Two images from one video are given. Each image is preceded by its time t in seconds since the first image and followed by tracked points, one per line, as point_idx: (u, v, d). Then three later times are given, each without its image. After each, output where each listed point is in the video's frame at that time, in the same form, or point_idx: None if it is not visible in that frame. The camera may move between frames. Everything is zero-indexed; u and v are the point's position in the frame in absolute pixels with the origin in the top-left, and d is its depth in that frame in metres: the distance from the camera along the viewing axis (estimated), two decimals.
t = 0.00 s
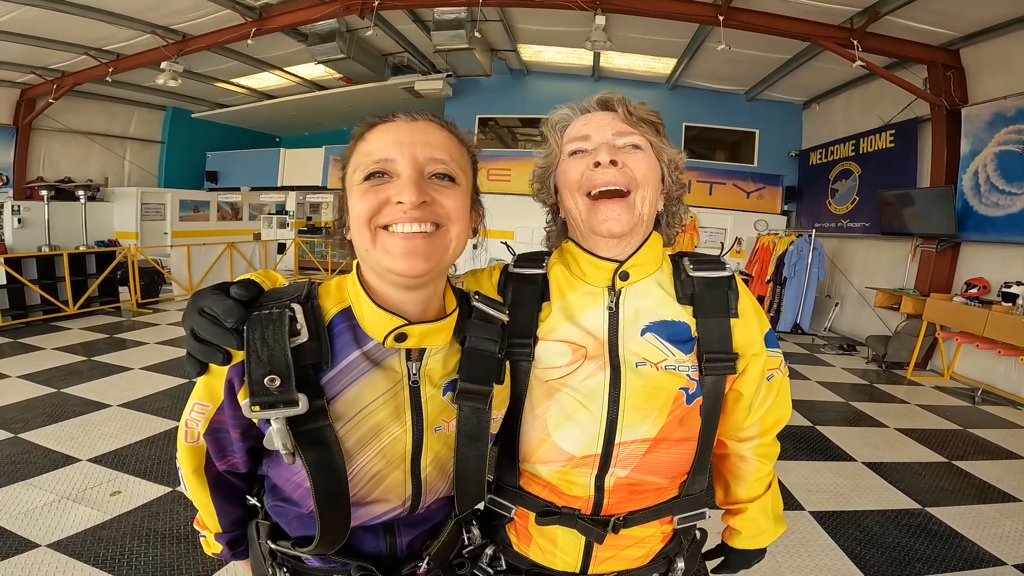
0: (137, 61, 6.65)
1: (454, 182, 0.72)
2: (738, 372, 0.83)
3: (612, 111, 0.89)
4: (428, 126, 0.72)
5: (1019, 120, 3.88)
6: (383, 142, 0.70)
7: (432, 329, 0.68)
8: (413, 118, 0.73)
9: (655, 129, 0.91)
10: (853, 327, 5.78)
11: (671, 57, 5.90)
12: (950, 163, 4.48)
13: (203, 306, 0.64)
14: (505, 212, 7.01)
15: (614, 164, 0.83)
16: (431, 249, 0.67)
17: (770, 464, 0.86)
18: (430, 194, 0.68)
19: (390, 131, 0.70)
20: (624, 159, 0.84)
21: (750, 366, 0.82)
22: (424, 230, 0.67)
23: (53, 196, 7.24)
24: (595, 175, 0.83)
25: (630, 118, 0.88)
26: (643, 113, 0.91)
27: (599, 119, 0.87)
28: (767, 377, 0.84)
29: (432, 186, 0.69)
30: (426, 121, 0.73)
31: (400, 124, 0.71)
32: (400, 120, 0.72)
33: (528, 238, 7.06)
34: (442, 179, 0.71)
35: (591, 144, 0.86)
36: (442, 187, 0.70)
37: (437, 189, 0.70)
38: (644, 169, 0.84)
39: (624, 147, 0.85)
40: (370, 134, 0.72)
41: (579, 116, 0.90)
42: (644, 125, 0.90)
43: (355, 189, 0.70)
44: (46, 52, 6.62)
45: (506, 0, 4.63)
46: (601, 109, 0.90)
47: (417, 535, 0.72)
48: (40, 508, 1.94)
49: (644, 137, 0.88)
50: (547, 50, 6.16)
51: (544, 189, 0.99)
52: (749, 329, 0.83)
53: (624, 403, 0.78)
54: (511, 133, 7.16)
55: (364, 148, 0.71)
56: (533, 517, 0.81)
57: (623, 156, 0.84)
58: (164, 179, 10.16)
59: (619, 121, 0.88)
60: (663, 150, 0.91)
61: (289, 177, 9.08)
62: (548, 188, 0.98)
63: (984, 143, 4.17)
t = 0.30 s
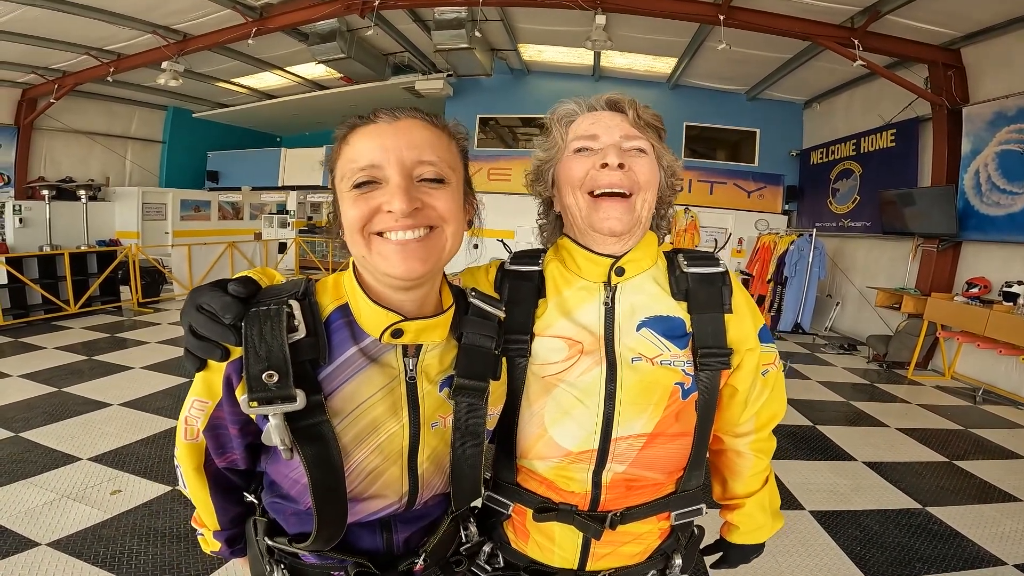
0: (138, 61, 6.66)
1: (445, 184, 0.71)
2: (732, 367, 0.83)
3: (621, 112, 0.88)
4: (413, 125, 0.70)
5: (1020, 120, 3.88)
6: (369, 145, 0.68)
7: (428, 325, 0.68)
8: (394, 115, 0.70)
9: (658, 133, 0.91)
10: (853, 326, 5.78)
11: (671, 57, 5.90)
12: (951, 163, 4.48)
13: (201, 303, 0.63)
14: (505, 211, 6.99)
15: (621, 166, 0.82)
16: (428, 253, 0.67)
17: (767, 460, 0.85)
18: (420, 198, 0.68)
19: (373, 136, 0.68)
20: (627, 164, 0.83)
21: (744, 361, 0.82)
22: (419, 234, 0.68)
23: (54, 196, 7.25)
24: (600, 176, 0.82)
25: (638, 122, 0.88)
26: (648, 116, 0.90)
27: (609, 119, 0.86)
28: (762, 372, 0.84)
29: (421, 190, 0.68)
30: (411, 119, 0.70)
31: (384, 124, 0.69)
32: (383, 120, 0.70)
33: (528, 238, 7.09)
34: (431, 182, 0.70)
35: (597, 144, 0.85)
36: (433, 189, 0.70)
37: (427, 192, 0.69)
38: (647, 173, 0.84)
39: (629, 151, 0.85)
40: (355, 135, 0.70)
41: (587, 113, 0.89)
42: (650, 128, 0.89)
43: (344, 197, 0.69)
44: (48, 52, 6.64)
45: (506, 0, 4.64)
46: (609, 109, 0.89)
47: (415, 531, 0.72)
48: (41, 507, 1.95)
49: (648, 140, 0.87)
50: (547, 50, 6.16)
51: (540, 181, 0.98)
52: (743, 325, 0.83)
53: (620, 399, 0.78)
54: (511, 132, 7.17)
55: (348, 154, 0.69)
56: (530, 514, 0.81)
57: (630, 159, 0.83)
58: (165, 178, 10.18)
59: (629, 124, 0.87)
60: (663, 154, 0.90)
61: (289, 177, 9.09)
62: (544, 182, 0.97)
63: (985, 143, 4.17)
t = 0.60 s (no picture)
0: (137, 61, 6.66)
1: (446, 181, 0.71)
2: (722, 365, 0.81)
3: (619, 115, 0.88)
4: (418, 124, 0.71)
5: (1019, 120, 3.88)
6: (374, 140, 0.69)
7: (424, 324, 0.68)
8: (402, 115, 0.71)
9: (657, 138, 0.90)
10: (853, 326, 5.77)
11: (671, 57, 5.90)
12: (951, 163, 4.48)
13: (198, 302, 0.63)
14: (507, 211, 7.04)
15: (611, 169, 0.82)
16: (425, 251, 0.67)
17: (758, 455, 0.83)
18: (422, 193, 0.68)
19: (380, 130, 0.69)
20: (620, 166, 0.82)
21: (732, 359, 0.81)
22: (417, 230, 0.67)
23: (54, 196, 7.26)
24: (591, 177, 0.82)
25: (636, 124, 0.87)
26: (649, 120, 0.90)
27: (605, 122, 0.86)
28: (751, 369, 0.82)
29: (424, 186, 0.69)
30: (417, 119, 0.72)
31: (391, 121, 0.70)
32: (391, 118, 0.71)
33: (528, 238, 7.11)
34: (433, 178, 0.70)
35: (593, 146, 0.85)
36: (434, 186, 0.70)
37: (429, 188, 0.69)
38: (640, 178, 0.83)
39: (623, 153, 0.84)
40: (361, 131, 0.71)
41: (587, 114, 0.89)
42: (647, 133, 0.88)
43: (346, 190, 0.69)
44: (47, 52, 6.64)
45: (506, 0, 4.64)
46: (608, 111, 0.89)
47: (411, 529, 0.72)
48: (40, 506, 1.95)
49: (644, 145, 0.87)
50: (547, 50, 6.16)
51: (536, 178, 0.98)
52: (732, 322, 0.81)
53: (612, 397, 0.77)
54: (511, 132, 7.19)
55: (354, 148, 0.70)
56: (525, 512, 0.80)
57: (622, 163, 0.83)
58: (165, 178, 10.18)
59: (625, 127, 0.86)
60: (659, 159, 0.90)
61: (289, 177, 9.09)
62: (539, 180, 0.97)
63: (985, 143, 4.17)
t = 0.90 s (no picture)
0: (136, 61, 6.66)
1: (444, 185, 0.72)
2: (713, 363, 0.81)
3: (601, 116, 0.88)
4: (415, 128, 0.71)
5: (1017, 120, 3.90)
6: (372, 145, 0.68)
7: (420, 322, 0.69)
8: (399, 118, 0.71)
9: (642, 137, 0.90)
10: (852, 326, 5.78)
11: (670, 56, 5.91)
12: (949, 163, 4.49)
13: (198, 302, 0.64)
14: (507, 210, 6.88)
15: (596, 170, 0.81)
16: (424, 253, 0.67)
17: (752, 452, 0.84)
18: (422, 197, 0.68)
19: (378, 135, 0.69)
20: (603, 168, 0.82)
21: (723, 358, 0.81)
22: (417, 233, 0.67)
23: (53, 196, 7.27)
24: (578, 180, 0.82)
25: (618, 124, 0.86)
26: (631, 119, 0.89)
27: (589, 124, 0.86)
28: (743, 367, 0.82)
29: (424, 190, 0.69)
30: (414, 122, 0.72)
31: (387, 126, 0.70)
32: (386, 123, 0.70)
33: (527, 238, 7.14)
34: (432, 184, 0.71)
35: (577, 148, 0.85)
36: (433, 191, 0.70)
37: (429, 193, 0.70)
38: (625, 177, 0.83)
39: (607, 154, 0.84)
40: (357, 135, 0.71)
41: (571, 117, 0.88)
42: (631, 133, 0.87)
43: (345, 194, 0.69)
44: (46, 51, 6.65)
45: None
46: (591, 112, 0.88)
47: (409, 526, 0.72)
48: (40, 506, 1.96)
49: (627, 145, 0.86)
50: (546, 49, 6.17)
51: (528, 184, 0.98)
52: (723, 321, 0.81)
53: (604, 395, 0.77)
54: (510, 132, 7.20)
55: (352, 152, 0.70)
56: (521, 509, 0.80)
57: (607, 163, 0.82)
58: (165, 178, 10.18)
59: (607, 127, 0.85)
60: (645, 158, 0.89)
61: (289, 177, 9.09)
62: (531, 185, 0.97)
63: (983, 142, 4.18)
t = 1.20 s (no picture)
0: (137, 61, 6.67)
1: (455, 194, 0.73)
2: (708, 359, 0.83)
3: (606, 126, 0.89)
4: (429, 139, 0.72)
5: (1014, 120, 3.93)
6: (388, 153, 0.70)
7: (431, 322, 0.71)
8: (414, 129, 0.72)
9: (644, 148, 0.90)
10: (850, 325, 5.81)
11: (669, 57, 5.94)
12: (946, 162, 4.52)
13: (224, 303, 0.67)
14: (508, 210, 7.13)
15: (600, 182, 0.82)
16: (441, 257, 0.69)
17: (746, 446, 0.86)
18: (439, 206, 0.70)
19: (395, 145, 0.70)
20: (607, 179, 0.83)
21: (718, 355, 0.83)
22: (434, 239, 0.69)
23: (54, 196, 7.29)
24: (582, 190, 0.83)
25: (623, 136, 0.88)
26: (635, 130, 0.90)
27: (594, 135, 0.87)
28: (737, 364, 0.84)
29: (438, 199, 0.71)
30: (428, 133, 0.73)
31: (404, 136, 0.71)
32: (402, 132, 0.72)
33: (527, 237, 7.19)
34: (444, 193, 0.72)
35: (582, 158, 0.86)
36: (446, 199, 0.72)
37: (443, 201, 0.71)
38: (627, 189, 0.84)
39: (610, 165, 0.85)
40: (373, 144, 0.72)
41: (577, 126, 0.89)
42: (635, 145, 0.89)
43: (363, 202, 0.70)
44: (47, 52, 6.67)
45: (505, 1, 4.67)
46: (595, 122, 0.89)
47: (418, 517, 0.75)
48: (49, 504, 1.99)
49: (631, 156, 0.88)
50: (546, 50, 6.19)
51: (534, 187, 0.98)
52: (718, 321, 0.83)
53: (605, 390, 0.79)
54: (510, 132, 7.24)
55: (369, 162, 0.71)
56: (525, 501, 0.82)
57: (610, 175, 0.83)
58: (165, 178, 10.20)
59: (612, 139, 0.87)
60: (646, 168, 0.90)
61: (289, 177, 9.11)
62: (537, 190, 0.98)
63: (980, 142, 4.21)
